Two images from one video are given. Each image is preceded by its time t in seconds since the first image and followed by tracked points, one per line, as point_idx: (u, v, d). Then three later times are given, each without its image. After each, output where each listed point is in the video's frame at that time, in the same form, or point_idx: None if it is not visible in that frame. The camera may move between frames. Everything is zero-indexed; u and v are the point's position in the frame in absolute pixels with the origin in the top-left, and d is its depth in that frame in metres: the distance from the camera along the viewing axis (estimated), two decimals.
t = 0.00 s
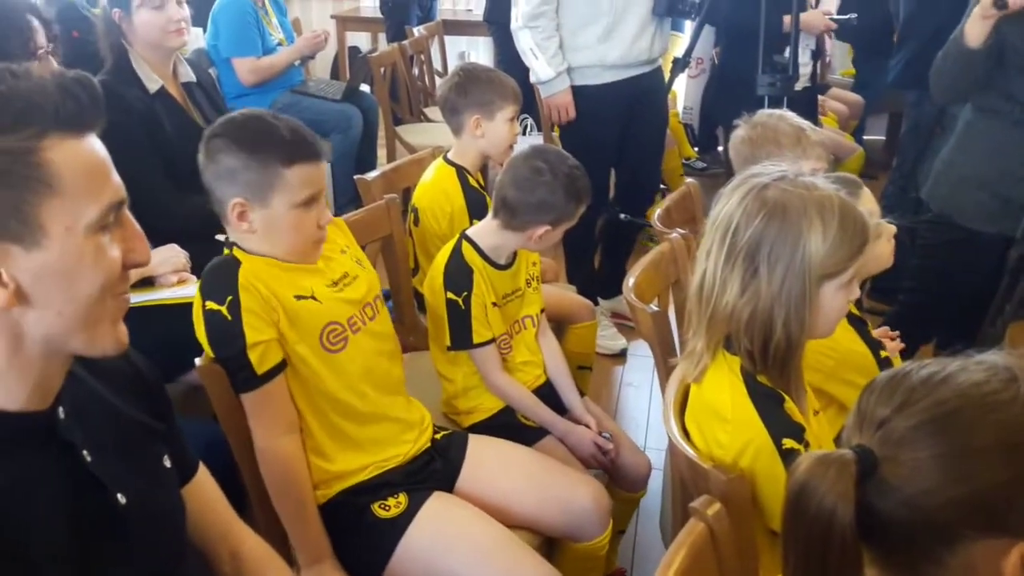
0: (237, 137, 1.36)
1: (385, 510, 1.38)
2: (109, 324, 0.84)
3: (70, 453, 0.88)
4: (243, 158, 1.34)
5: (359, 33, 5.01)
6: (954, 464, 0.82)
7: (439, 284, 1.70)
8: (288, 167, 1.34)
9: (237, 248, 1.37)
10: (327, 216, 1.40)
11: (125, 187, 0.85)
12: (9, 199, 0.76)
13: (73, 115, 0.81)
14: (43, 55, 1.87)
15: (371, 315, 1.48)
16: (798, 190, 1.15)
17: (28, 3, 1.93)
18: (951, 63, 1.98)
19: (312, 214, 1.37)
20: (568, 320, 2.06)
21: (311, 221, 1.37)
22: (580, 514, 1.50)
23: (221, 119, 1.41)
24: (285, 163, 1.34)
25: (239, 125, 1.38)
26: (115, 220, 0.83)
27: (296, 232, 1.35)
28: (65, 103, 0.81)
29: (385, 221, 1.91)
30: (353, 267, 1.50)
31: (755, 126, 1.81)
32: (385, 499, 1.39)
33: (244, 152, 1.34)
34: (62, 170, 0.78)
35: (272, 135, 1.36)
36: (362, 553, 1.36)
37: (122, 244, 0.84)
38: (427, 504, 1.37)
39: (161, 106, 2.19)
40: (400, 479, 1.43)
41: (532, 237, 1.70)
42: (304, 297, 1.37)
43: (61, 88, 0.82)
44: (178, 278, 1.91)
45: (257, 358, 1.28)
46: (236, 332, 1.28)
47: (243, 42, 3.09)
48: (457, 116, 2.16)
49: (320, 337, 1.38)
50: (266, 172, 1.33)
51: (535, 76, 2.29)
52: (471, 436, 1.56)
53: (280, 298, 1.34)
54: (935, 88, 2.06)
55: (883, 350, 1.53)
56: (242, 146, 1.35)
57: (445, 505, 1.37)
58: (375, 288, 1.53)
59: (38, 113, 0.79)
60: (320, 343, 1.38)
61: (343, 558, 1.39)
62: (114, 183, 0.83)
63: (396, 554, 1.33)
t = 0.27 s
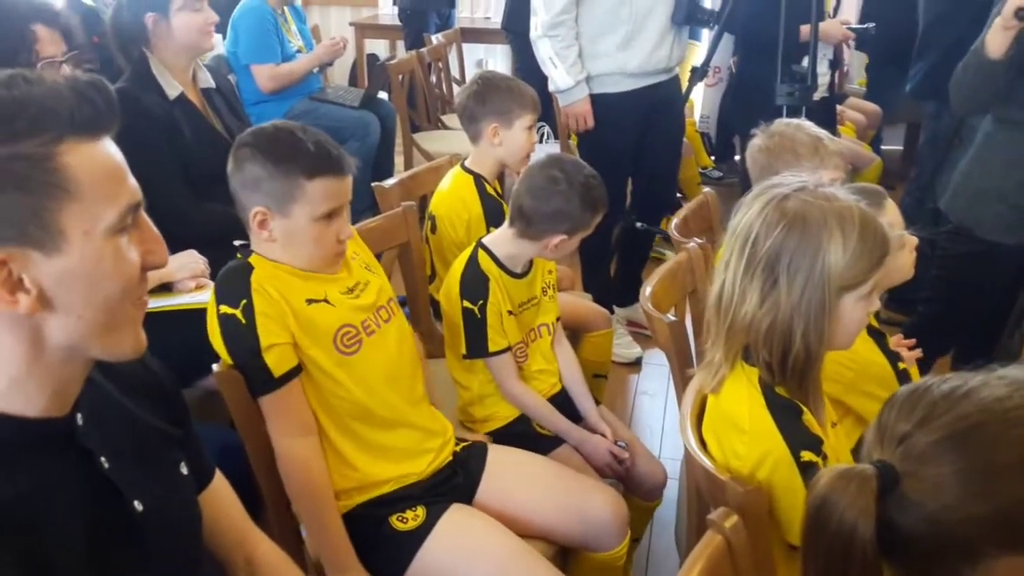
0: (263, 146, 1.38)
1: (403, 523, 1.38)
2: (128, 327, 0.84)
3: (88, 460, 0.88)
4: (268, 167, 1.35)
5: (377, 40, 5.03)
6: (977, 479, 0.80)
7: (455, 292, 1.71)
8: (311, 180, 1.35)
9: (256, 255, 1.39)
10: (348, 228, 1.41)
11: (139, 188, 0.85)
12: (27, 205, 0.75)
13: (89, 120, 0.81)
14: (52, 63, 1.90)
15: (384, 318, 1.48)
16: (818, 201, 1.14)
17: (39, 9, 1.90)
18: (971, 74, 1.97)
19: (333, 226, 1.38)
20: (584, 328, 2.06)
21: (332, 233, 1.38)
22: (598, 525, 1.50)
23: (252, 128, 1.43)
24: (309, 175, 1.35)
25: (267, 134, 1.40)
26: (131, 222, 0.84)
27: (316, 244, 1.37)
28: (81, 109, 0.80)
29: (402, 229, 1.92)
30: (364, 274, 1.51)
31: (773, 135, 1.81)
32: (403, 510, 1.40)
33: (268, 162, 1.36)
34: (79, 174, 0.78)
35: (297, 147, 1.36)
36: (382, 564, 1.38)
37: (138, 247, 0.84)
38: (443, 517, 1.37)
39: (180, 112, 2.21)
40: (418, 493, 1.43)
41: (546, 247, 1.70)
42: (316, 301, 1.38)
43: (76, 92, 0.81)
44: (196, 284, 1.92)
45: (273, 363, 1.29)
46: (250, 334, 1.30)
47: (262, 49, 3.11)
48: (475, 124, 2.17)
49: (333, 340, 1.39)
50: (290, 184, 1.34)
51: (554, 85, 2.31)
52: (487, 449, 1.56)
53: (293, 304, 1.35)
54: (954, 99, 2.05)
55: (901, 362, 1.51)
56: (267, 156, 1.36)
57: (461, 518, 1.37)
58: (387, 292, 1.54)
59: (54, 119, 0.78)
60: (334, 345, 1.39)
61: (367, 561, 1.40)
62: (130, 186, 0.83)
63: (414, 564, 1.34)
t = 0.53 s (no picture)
0: (278, 152, 1.40)
1: (419, 529, 1.40)
2: (138, 330, 0.83)
3: (108, 468, 0.89)
4: (284, 172, 1.38)
5: (395, 47, 5.07)
6: (1001, 498, 0.81)
7: (472, 299, 1.71)
8: (326, 183, 1.36)
9: (277, 266, 1.40)
10: (365, 232, 1.42)
11: (141, 191, 0.83)
12: (8, 217, 0.75)
13: (75, 125, 0.78)
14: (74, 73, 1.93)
15: (404, 333, 1.50)
16: (837, 214, 1.14)
17: (63, 18, 1.93)
18: (991, 85, 1.96)
19: (350, 230, 1.39)
20: (599, 336, 2.05)
21: (349, 237, 1.39)
22: (614, 535, 1.49)
23: (266, 136, 1.45)
24: (324, 178, 1.37)
25: (283, 141, 1.42)
26: (133, 223, 0.82)
27: (334, 248, 1.37)
28: (67, 113, 0.78)
29: (419, 236, 1.93)
30: (383, 286, 1.52)
31: (793, 145, 1.80)
32: (419, 517, 1.41)
33: (284, 167, 1.38)
34: (65, 181, 0.76)
35: (311, 151, 1.39)
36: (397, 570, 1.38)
37: (143, 250, 0.82)
38: (458, 527, 1.38)
39: (201, 119, 2.23)
40: (432, 500, 1.44)
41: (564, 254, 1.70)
42: (339, 317, 1.39)
43: (64, 96, 0.79)
44: (215, 290, 1.94)
45: (295, 378, 1.31)
46: (276, 351, 1.30)
47: (281, 55, 3.14)
48: (493, 133, 2.18)
49: (355, 356, 1.40)
50: (306, 187, 1.36)
51: (573, 92, 2.31)
52: (505, 453, 1.57)
53: (315, 320, 1.36)
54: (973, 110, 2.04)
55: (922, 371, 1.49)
56: (283, 161, 1.38)
57: (477, 526, 1.38)
58: (407, 305, 1.55)
59: (39, 126, 0.76)
60: (355, 362, 1.40)
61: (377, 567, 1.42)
62: (129, 188, 0.81)
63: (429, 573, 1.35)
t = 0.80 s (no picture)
0: (318, 162, 1.42)
1: (433, 537, 1.40)
2: (145, 341, 0.83)
3: (126, 474, 0.90)
4: (320, 181, 1.39)
5: (413, 55, 5.10)
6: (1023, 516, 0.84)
7: (488, 308, 1.71)
8: (360, 201, 1.38)
9: (299, 274, 1.41)
10: (391, 253, 1.43)
11: (143, 199, 0.83)
12: (5, 230, 0.75)
13: (67, 135, 0.79)
14: (96, 80, 1.95)
15: (424, 347, 1.51)
16: (858, 226, 1.13)
17: (85, 26, 1.95)
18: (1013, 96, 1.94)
19: (376, 249, 1.40)
20: (615, 345, 2.05)
21: (374, 255, 1.40)
22: (628, 545, 1.49)
23: (308, 143, 1.48)
24: (358, 196, 1.38)
25: (323, 152, 1.44)
26: (136, 231, 0.82)
27: (357, 263, 1.39)
28: (60, 123, 0.79)
29: (436, 244, 1.93)
30: (407, 300, 1.53)
31: (812, 156, 1.80)
32: (433, 525, 1.41)
33: (321, 176, 1.40)
34: (61, 192, 0.77)
35: (351, 168, 1.41)
36: None
37: (147, 258, 0.82)
38: (471, 537, 1.38)
39: (221, 125, 2.24)
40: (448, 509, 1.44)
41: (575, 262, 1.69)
42: (361, 330, 1.40)
43: (58, 108, 0.80)
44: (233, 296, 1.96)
45: (316, 389, 1.31)
46: (297, 361, 1.31)
47: (300, 63, 3.16)
48: (511, 141, 2.19)
49: (373, 368, 1.41)
50: (338, 201, 1.37)
51: (591, 100, 2.32)
52: (519, 462, 1.57)
53: (338, 331, 1.37)
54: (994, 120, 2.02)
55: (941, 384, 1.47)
56: (322, 171, 1.41)
57: (490, 536, 1.38)
58: (428, 321, 1.56)
59: (30, 136, 0.77)
60: (374, 374, 1.41)
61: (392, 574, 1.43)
62: (131, 197, 0.81)
63: None
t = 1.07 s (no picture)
0: (353, 173, 1.45)
1: (446, 545, 1.40)
2: (156, 349, 0.82)
3: (144, 481, 0.91)
4: (351, 191, 1.42)
5: (430, 63, 5.12)
6: None
7: (504, 315, 1.72)
8: (388, 216, 1.40)
9: (322, 282, 1.42)
10: (413, 269, 1.45)
11: (157, 206, 0.82)
12: (14, 237, 0.76)
13: (80, 141, 0.79)
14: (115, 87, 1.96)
15: (440, 361, 1.52)
16: (878, 237, 1.12)
17: (107, 33, 1.97)
18: None
19: (398, 264, 1.42)
20: (631, 352, 2.04)
21: (395, 270, 1.42)
22: (642, 557, 1.48)
23: (347, 152, 1.51)
24: (387, 211, 1.40)
25: (359, 164, 1.48)
26: (148, 240, 0.81)
27: (377, 275, 1.41)
28: (71, 129, 0.79)
29: (452, 251, 1.93)
30: (428, 313, 1.54)
31: (832, 166, 1.79)
32: (447, 533, 1.41)
33: (352, 186, 1.43)
34: (70, 200, 0.77)
35: (383, 182, 1.43)
36: None
37: (158, 267, 0.81)
38: (485, 545, 1.38)
39: (240, 132, 2.26)
40: (465, 515, 1.44)
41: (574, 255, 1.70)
42: (380, 342, 1.42)
43: (74, 115, 0.81)
44: (251, 302, 1.97)
45: (335, 399, 1.33)
46: (317, 371, 1.32)
47: (318, 70, 3.18)
48: (527, 150, 2.20)
49: (390, 383, 1.43)
50: (367, 213, 1.40)
51: (612, 109, 2.33)
52: (532, 471, 1.57)
53: (359, 342, 1.39)
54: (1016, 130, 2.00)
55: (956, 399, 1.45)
56: (354, 181, 1.44)
57: (504, 546, 1.38)
58: (446, 335, 1.57)
59: (43, 143, 0.78)
60: (391, 388, 1.43)
61: None
62: (143, 204, 0.81)
63: None
